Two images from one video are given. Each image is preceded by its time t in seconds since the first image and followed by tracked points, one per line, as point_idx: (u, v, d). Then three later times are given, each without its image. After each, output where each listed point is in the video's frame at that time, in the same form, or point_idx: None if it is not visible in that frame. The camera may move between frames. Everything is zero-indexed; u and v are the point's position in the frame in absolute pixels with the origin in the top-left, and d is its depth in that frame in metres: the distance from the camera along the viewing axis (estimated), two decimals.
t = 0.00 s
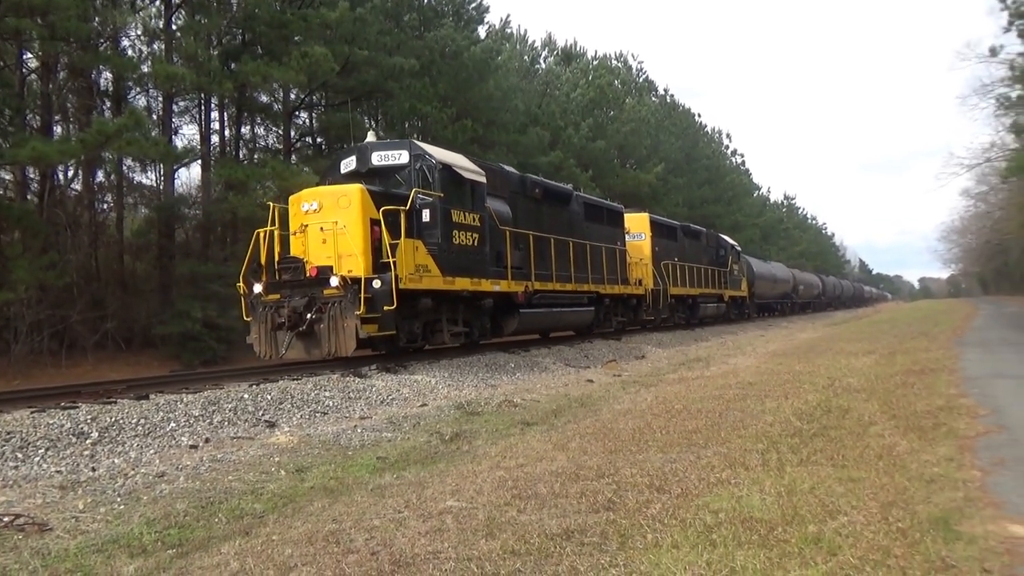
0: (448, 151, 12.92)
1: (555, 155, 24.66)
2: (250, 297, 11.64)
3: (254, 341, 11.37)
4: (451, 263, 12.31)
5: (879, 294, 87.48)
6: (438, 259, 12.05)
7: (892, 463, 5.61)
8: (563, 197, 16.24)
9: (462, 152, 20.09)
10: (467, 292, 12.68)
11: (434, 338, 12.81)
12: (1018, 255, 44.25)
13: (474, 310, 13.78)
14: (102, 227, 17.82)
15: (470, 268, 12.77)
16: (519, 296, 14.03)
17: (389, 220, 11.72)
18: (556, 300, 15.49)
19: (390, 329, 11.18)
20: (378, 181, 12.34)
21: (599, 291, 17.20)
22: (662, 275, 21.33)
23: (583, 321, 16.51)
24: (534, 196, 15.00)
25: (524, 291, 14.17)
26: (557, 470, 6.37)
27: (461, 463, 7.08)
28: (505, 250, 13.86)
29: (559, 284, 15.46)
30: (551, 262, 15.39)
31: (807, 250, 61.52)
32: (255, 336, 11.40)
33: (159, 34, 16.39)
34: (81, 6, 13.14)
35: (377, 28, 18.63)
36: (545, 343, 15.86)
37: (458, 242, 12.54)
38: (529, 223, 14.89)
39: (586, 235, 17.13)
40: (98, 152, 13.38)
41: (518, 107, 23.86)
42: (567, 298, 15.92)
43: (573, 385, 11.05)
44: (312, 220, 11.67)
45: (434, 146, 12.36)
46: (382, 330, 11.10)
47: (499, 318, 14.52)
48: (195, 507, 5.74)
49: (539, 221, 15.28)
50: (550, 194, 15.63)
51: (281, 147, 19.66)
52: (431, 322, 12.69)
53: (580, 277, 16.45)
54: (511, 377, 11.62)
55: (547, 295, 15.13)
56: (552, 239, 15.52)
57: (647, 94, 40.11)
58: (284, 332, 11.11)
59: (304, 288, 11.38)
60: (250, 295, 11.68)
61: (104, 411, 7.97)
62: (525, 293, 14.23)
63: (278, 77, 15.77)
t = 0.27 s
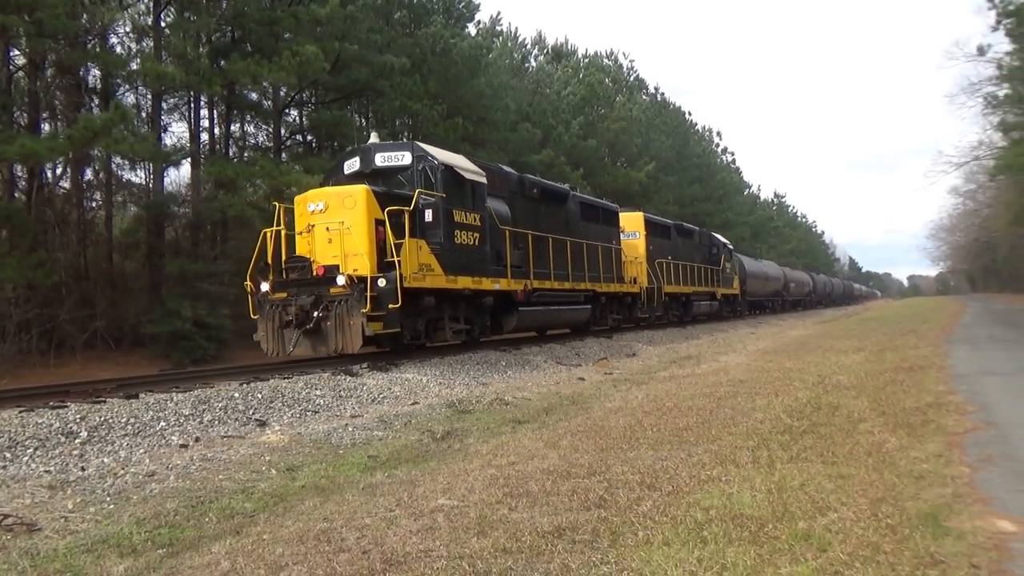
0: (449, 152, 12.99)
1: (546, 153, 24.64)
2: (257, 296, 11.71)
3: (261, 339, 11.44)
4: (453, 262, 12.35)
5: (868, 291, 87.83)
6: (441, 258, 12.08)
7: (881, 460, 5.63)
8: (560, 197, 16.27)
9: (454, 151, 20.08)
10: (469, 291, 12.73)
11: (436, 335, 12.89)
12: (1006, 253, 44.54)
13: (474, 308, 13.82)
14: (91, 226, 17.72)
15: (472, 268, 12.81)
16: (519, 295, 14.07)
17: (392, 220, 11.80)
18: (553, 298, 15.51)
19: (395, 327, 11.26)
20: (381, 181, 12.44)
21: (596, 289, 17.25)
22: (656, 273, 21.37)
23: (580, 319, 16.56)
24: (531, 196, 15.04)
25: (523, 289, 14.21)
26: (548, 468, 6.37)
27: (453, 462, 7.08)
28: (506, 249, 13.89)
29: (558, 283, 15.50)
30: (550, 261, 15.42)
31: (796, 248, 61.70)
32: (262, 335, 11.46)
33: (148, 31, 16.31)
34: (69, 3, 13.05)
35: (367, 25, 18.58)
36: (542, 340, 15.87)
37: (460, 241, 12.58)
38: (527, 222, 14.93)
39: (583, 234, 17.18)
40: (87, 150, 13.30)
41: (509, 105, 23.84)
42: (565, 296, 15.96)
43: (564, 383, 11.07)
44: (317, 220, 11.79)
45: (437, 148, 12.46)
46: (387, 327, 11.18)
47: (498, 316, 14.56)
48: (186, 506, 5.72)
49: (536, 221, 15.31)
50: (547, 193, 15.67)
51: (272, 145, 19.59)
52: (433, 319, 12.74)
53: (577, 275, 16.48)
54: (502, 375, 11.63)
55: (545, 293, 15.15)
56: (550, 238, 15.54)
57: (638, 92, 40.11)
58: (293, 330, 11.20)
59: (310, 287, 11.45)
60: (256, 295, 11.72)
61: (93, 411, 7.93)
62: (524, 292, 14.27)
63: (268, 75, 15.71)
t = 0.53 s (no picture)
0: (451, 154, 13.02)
1: (537, 152, 24.63)
2: (265, 295, 11.74)
3: (269, 337, 11.49)
4: (455, 261, 12.40)
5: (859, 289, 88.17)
6: (444, 258, 12.14)
7: (872, 457, 5.66)
8: (559, 198, 16.29)
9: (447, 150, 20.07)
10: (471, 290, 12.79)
11: (438, 334, 12.92)
12: (995, 251, 44.80)
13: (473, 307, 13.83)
14: (81, 224, 17.63)
15: (473, 267, 12.86)
16: (519, 294, 14.09)
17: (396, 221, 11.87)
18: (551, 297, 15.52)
19: (401, 326, 11.31)
20: (385, 183, 12.43)
21: (593, 288, 17.28)
22: (651, 272, 21.40)
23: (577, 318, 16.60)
24: (530, 196, 15.05)
25: (523, 288, 14.24)
26: (541, 467, 6.37)
27: (445, 461, 7.07)
28: (506, 249, 13.92)
29: (556, 282, 15.51)
30: (548, 261, 15.42)
31: (788, 247, 61.88)
32: (271, 332, 11.50)
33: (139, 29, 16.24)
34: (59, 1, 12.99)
35: (359, 24, 18.55)
36: (539, 339, 15.90)
37: (462, 241, 12.63)
38: (526, 223, 14.94)
39: (580, 234, 17.21)
40: (77, 148, 13.24)
41: (502, 104, 23.84)
42: (563, 295, 15.97)
43: (556, 381, 11.08)
44: (324, 222, 11.75)
45: (440, 150, 12.49)
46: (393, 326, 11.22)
47: (497, 315, 14.58)
48: (177, 506, 5.70)
49: (536, 222, 15.32)
50: (545, 194, 15.69)
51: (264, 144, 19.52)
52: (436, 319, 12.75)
53: (575, 275, 16.51)
54: (494, 374, 11.62)
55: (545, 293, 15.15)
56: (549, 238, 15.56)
57: (630, 92, 40.16)
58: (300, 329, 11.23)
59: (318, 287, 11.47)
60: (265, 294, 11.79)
61: (84, 411, 7.89)
62: (524, 291, 14.30)
63: (260, 74, 15.67)
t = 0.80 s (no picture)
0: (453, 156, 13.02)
1: (530, 152, 24.62)
2: (273, 294, 11.79)
3: (277, 335, 11.54)
4: (459, 261, 12.42)
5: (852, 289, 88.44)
6: (449, 258, 12.17)
7: (864, 456, 5.68)
8: (558, 200, 16.30)
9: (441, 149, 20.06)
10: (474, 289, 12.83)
11: (442, 333, 12.95)
12: (986, 251, 44.99)
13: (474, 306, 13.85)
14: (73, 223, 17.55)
15: (477, 267, 12.88)
16: (520, 294, 14.12)
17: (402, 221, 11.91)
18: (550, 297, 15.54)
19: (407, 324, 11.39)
20: (389, 185, 12.41)
21: (592, 287, 17.31)
22: (647, 271, 21.44)
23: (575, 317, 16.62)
24: (530, 198, 15.04)
25: (523, 288, 14.26)
26: (534, 466, 6.37)
27: (438, 460, 7.07)
28: (507, 249, 13.94)
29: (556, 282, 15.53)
30: (548, 260, 15.45)
31: (781, 246, 62.03)
32: (279, 331, 11.55)
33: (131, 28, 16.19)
34: None
35: (352, 23, 18.52)
36: (536, 338, 15.91)
37: (466, 242, 12.64)
38: (527, 224, 14.94)
39: (579, 235, 17.23)
40: (69, 147, 13.18)
41: (496, 103, 23.83)
42: (563, 295, 16.00)
43: (549, 381, 11.09)
44: (330, 223, 11.78)
45: (443, 153, 12.48)
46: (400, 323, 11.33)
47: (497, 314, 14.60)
48: (169, 506, 5.68)
49: (535, 223, 15.32)
50: (545, 195, 15.70)
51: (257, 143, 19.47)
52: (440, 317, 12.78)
53: (574, 274, 16.53)
54: (487, 374, 11.60)
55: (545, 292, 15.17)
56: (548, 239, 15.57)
57: (623, 91, 40.18)
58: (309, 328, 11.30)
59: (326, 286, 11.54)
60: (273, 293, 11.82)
61: (75, 411, 7.86)
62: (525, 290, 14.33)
63: (253, 73, 15.63)
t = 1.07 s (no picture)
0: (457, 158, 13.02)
1: (525, 151, 24.61)
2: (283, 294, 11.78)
3: (288, 335, 11.57)
4: (465, 262, 12.42)
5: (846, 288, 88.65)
6: (455, 258, 12.17)
7: (858, 456, 5.69)
8: (558, 201, 16.31)
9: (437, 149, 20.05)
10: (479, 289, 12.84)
11: (448, 331, 12.97)
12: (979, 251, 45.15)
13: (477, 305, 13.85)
14: (66, 222, 17.48)
15: (481, 267, 12.88)
16: (522, 293, 14.13)
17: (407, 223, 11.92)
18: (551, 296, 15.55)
19: (413, 323, 11.43)
20: (396, 187, 12.49)
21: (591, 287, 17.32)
22: (645, 271, 21.46)
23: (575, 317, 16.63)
24: (531, 199, 15.03)
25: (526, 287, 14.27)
26: (529, 465, 6.37)
27: (433, 460, 7.06)
28: (510, 249, 13.94)
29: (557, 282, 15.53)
30: (550, 260, 15.45)
31: (775, 246, 62.14)
32: (289, 330, 11.57)
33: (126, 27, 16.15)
34: None
35: (346, 22, 18.49)
36: (534, 338, 15.91)
37: (471, 242, 12.63)
38: (528, 225, 14.94)
39: (579, 235, 17.24)
40: (62, 145, 13.13)
41: (491, 103, 23.82)
42: (563, 294, 16.01)
43: (544, 380, 11.09)
44: (340, 224, 11.78)
45: (448, 155, 12.52)
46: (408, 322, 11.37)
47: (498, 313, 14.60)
48: (163, 506, 5.67)
49: (536, 224, 15.31)
50: (545, 197, 15.70)
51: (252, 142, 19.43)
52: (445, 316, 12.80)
53: (574, 274, 16.53)
54: (481, 373, 11.60)
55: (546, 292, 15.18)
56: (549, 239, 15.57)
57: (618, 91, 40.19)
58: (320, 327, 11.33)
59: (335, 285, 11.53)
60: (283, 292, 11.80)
61: (69, 410, 7.82)
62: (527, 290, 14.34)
63: (248, 73, 15.60)
